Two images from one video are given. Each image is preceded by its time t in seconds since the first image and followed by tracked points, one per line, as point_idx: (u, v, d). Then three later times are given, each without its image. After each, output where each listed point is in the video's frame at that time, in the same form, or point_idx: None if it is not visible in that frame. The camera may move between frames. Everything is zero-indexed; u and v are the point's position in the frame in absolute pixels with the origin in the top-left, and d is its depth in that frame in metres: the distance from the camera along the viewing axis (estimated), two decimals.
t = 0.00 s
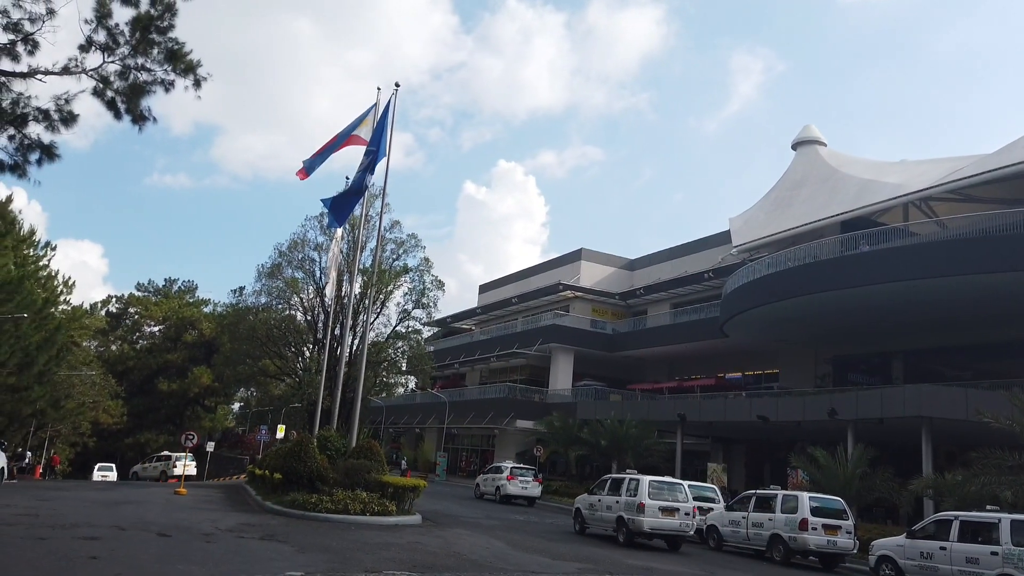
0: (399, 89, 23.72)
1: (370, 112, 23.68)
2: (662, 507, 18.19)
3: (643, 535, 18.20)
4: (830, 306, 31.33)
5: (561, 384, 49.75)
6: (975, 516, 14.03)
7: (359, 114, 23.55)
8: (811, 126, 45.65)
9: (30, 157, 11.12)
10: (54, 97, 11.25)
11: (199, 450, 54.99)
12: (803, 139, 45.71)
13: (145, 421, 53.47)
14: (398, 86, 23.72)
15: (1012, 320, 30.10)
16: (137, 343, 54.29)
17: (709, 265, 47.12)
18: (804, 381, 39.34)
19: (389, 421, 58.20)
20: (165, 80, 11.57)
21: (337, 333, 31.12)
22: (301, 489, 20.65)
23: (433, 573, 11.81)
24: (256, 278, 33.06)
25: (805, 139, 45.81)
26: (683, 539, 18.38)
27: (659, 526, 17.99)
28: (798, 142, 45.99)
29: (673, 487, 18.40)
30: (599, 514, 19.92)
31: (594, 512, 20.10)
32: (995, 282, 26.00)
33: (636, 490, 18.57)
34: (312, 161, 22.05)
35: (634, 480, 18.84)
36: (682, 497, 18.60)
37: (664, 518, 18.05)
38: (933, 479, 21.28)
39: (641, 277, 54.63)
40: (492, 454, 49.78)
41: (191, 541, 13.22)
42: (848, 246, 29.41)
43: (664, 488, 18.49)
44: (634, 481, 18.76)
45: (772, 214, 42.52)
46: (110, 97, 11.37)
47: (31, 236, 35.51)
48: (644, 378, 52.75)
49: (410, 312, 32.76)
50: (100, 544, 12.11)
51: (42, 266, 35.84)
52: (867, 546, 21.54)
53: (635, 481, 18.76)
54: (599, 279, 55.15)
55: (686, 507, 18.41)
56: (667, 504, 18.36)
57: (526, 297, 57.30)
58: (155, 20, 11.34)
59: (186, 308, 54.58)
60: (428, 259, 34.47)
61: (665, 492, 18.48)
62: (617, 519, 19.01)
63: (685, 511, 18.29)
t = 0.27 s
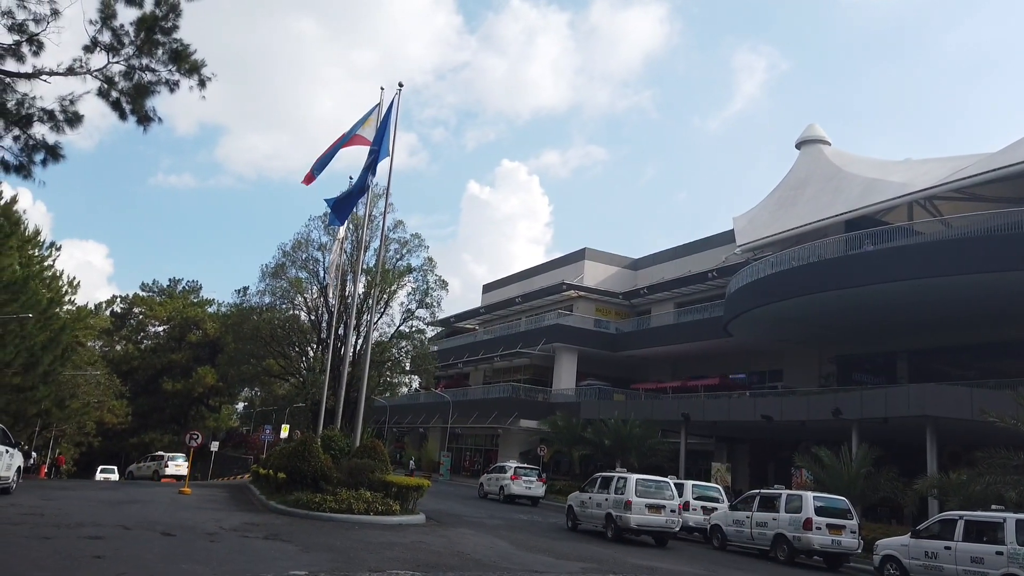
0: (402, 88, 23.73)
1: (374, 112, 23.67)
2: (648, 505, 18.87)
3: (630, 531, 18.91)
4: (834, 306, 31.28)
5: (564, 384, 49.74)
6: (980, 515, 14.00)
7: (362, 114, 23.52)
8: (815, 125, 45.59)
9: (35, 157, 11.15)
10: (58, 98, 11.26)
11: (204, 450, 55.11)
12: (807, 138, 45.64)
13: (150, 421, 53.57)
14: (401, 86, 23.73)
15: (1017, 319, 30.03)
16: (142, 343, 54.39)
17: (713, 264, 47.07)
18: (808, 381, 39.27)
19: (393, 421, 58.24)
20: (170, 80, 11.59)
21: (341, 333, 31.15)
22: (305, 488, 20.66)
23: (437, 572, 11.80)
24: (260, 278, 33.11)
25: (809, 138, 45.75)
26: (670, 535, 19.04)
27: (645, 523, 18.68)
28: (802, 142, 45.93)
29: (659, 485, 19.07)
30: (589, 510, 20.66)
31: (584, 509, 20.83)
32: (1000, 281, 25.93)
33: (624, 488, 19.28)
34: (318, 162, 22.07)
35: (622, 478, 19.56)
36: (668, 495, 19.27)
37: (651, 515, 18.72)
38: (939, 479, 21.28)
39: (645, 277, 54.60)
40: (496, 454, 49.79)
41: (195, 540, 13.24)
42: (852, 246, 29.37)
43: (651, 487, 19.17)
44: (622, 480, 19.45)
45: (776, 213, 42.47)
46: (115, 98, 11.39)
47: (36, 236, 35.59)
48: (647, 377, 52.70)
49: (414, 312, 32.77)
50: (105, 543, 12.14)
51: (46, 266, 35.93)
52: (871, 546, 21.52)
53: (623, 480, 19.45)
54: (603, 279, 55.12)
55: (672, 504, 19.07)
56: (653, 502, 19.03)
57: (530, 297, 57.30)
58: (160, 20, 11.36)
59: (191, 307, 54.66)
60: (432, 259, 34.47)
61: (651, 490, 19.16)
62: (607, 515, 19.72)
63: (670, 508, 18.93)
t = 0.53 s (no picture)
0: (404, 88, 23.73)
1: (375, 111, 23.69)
2: (634, 501, 19.68)
3: (617, 527, 19.73)
4: (836, 305, 31.27)
5: (567, 383, 49.73)
6: (982, 514, 14.00)
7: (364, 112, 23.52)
8: (818, 124, 45.55)
9: (37, 158, 11.17)
10: (61, 98, 11.28)
11: (206, 450, 55.16)
12: (809, 137, 45.61)
13: (152, 420, 53.62)
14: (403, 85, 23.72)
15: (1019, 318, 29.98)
16: (144, 343, 54.45)
17: (715, 264, 47.04)
18: (811, 380, 39.24)
19: (395, 420, 58.28)
20: (172, 80, 11.61)
21: (343, 333, 31.16)
22: (308, 488, 20.66)
23: (439, 572, 11.79)
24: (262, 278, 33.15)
25: (811, 137, 45.74)
26: (655, 531, 19.81)
27: (630, 519, 19.52)
28: (804, 141, 45.92)
29: (645, 483, 19.89)
30: (580, 507, 21.52)
31: (576, 506, 21.72)
32: (1002, 281, 25.92)
33: (611, 486, 20.14)
34: (319, 162, 22.09)
35: (610, 476, 20.41)
36: (654, 493, 20.07)
37: (636, 511, 19.53)
38: (942, 479, 21.38)
39: (647, 276, 54.59)
40: (498, 453, 49.80)
41: (197, 540, 13.24)
42: (854, 245, 29.38)
43: (638, 484, 19.99)
44: (610, 477, 20.32)
45: (778, 212, 42.45)
46: (117, 98, 11.41)
47: (39, 236, 35.64)
48: (650, 377, 52.67)
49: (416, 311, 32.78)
50: (108, 543, 12.16)
51: (48, 266, 35.98)
52: (873, 546, 21.55)
53: (611, 478, 20.31)
54: (605, 278, 55.11)
55: (657, 501, 19.88)
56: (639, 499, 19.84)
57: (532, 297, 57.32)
58: (161, 20, 11.37)
59: (193, 307, 54.72)
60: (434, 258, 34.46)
61: (637, 488, 19.99)
62: (595, 512, 20.56)
63: (656, 505, 19.71)
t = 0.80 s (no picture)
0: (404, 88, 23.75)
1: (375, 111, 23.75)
2: (620, 500, 20.42)
3: (605, 524, 20.48)
4: (837, 305, 31.26)
5: (568, 384, 49.72)
6: (983, 515, 14.21)
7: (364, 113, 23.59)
8: (819, 125, 45.56)
9: (39, 159, 11.19)
10: (62, 99, 11.30)
11: (207, 450, 55.19)
12: (810, 137, 45.62)
13: (154, 421, 53.68)
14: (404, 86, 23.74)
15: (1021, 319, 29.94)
16: (145, 343, 54.51)
17: (716, 264, 47.04)
18: (812, 381, 39.24)
19: (396, 421, 58.33)
20: (173, 81, 11.62)
21: (344, 333, 31.17)
22: (309, 489, 20.68)
23: (440, 573, 11.79)
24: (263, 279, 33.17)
25: (812, 137, 45.74)
26: (642, 528, 20.55)
27: (618, 516, 20.26)
28: (805, 141, 45.91)
29: (631, 483, 20.64)
30: (570, 505, 22.27)
31: (565, 504, 22.48)
32: (1003, 281, 25.91)
33: (598, 485, 20.91)
34: (320, 159, 22.13)
35: (597, 476, 21.17)
36: (639, 491, 20.81)
37: (623, 509, 20.27)
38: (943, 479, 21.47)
39: (648, 276, 54.58)
40: (499, 454, 49.82)
41: (198, 540, 13.26)
42: (855, 245, 29.37)
43: (624, 484, 20.74)
44: (597, 477, 21.04)
45: (779, 213, 42.44)
46: (118, 98, 11.43)
47: (40, 237, 35.67)
48: (651, 377, 52.66)
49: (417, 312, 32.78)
50: (109, 543, 12.16)
51: (50, 267, 35.99)
52: (874, 546, 21.58)
53: (598, 477, 21.03)
54: (606, 279, 55.12)
55: (644, 499, 20.62)
56: (625, 497, 20.59)
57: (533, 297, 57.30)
58: (162, 21, 11.38)
59: (194, 308, 54.80)
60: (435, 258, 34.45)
61: (623, 486, 20.75)
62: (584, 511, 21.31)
63: (641, 503, 20.46)
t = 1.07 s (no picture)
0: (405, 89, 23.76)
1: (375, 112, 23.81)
2: (608, 498, 21.12)
3: (594, 522, 21.18)
4: (838, 306, 31.24)
5: (568, 384, 49.71)
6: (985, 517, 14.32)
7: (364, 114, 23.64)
8: (819, 125, 45.58)
9: (40, 160, 11.19)
10: (63, 100, 11.30)
11: (207, 450, 55.21)
12: (811, 138, 45.63)
13: (154, 421, 53.70)
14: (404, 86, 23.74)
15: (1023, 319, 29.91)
16: (146, 344, 54.54)
17: (717, 264, 47.03)
18: (812, 381, 39.23)
19: (397, 421, 58.34)
20: (173, 81, 11.63)
21: (345, 334, 31.18)
22: (310, 489, 20.68)
23: (440, 573, 11.78)
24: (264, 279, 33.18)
25: (813, 138, 45.73)
26: (630, 526, 21.23)
27: (606, 514, 20.96)
28: (806, 142, 45.90)
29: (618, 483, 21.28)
30: (561, 504, 22.98)
31: (557, 503, 23.20)
32: (1003, 281, 25.90)
33: (587, 484, 21.61)
34: (321, 158, 22.15)
35: (586, 475, 21.86)
36: (627, 489, 21.46)
37: (610, 508, 20.95)
38: (943, 480, 21.51)
39: (648, 277, 54.59)
40: (499, 454, 49.83)
41: (199, 541, 13.29)
42: (856, 246, 29.36)
43: (612, 483, 21.44)
44: (586, 477, 21.69)
45: (780, 213, 42.42)
46: (119, 99, 11.43)
47: (41, 238, 35.68)
48: (651, 377, 52.64)
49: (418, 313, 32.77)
50: (110, 544, 12.15)
51: (51, 267, 35.99)
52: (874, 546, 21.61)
53: (586, 477, 21.68)
54: (606, 279, 55.11)
55: (631, 498, 21.27)
56: (613, 495, 21.27)
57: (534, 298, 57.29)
58: (163, 21, 11.40)
59: (195, 308, 54.85)
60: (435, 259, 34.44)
61: (611, 485, 21.43)
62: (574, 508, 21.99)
63: (629, 502, 21.15)
